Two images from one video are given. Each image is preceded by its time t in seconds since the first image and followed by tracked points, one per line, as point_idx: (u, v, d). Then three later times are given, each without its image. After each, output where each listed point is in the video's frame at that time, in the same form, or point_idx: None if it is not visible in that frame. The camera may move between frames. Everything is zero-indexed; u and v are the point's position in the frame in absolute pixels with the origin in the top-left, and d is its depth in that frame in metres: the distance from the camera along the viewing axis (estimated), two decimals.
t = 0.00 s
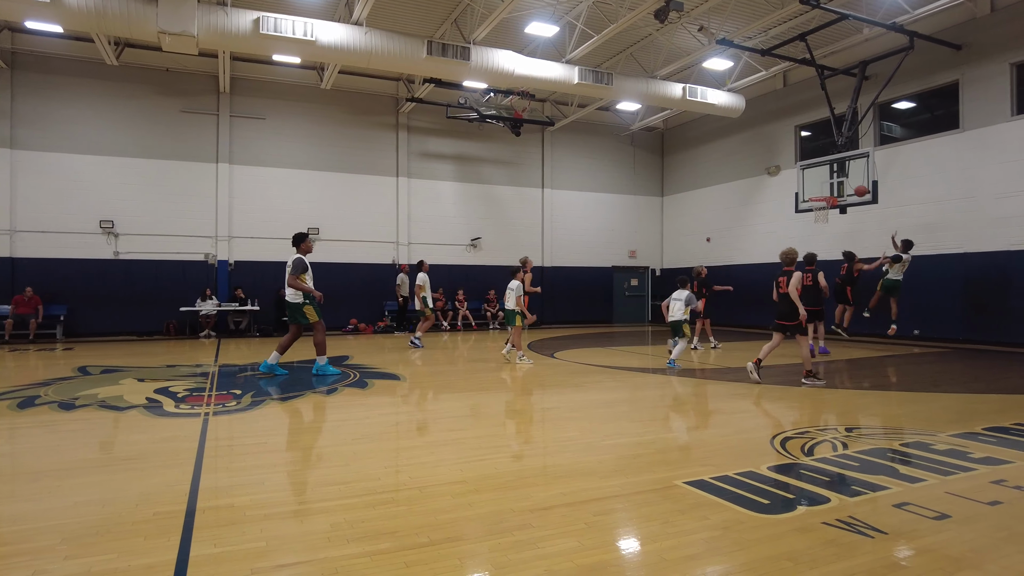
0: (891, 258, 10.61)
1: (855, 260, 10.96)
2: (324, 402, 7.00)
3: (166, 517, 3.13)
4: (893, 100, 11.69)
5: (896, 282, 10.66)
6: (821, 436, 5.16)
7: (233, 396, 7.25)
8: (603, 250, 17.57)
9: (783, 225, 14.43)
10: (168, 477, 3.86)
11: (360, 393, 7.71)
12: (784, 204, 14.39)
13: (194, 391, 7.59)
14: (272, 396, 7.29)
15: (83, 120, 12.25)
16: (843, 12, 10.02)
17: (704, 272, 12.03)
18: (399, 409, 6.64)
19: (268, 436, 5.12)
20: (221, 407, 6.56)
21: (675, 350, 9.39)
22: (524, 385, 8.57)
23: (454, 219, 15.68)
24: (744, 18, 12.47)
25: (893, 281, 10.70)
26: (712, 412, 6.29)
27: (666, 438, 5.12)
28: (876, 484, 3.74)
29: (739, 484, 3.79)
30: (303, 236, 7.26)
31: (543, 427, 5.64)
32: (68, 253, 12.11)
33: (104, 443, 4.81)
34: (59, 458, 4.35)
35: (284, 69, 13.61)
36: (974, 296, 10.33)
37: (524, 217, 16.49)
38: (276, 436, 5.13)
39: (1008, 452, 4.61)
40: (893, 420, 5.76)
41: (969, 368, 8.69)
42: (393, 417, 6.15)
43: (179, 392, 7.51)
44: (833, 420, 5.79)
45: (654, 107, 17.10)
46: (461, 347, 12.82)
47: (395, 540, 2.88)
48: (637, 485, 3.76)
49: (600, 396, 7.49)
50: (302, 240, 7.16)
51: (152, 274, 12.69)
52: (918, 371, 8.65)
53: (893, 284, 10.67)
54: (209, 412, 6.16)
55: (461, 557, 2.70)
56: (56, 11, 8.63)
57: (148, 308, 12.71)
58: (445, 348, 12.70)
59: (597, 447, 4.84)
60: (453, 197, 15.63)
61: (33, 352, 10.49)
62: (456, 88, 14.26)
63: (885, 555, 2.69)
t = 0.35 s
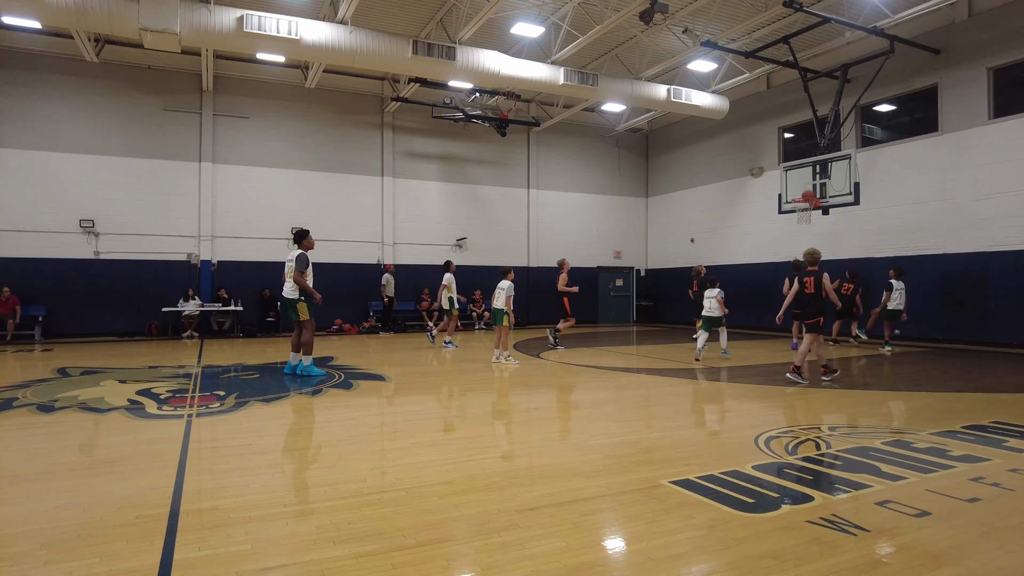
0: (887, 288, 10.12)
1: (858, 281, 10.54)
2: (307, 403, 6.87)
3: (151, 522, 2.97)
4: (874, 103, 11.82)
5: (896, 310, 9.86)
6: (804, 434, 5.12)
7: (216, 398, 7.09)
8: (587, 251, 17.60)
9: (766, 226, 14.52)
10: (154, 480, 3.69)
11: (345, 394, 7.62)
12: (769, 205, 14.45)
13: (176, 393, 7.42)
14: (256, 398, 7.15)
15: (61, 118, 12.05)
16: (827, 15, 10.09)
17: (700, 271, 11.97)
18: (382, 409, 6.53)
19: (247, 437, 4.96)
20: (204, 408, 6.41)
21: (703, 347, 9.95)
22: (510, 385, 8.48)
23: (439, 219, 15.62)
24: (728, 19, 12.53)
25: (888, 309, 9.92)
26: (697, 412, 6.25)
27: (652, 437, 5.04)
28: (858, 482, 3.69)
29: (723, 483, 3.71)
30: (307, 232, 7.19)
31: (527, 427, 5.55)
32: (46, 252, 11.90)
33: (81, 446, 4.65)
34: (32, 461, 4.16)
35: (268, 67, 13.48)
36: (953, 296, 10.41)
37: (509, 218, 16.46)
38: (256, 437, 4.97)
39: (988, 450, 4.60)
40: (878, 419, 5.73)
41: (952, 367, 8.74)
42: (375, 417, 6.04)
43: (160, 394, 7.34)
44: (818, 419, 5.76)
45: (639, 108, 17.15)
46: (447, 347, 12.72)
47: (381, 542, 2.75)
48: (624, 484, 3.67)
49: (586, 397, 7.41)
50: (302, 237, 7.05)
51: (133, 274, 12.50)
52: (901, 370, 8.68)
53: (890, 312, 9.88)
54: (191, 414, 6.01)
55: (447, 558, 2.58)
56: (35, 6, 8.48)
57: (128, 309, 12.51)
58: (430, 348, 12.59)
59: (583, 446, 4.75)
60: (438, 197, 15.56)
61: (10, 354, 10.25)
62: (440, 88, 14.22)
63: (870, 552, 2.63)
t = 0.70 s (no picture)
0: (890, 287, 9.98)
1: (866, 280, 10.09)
2: (293, 404, 6.80)
3: (139, 523, 2.92)
4: (859, 105, 11.93)
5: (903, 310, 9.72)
6: (790, 434, 5.14)
7: (202, 399, 7.03)
8: (575, 251, 17.61)
9: (752, 227, 14.60)
10: (140, 482, 3.63)
11: (332, 394, 7.57)
12: (755, 206, 14.53)
13: (161, 394, 7.34)
14: (242, 398, 7.10)
15: (44, 115, 11.89)
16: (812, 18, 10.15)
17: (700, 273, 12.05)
18: (369, 410, 6.49)
19: (234, 439, 4.91)
20: (190, 409, 6.35)
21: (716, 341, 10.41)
22: (498, 385, 8.45)
23: (427, 219, 15.56)
24: (714, 22, 12.58)
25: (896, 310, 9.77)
26: (684, 412, 6.27)
27: (639, 437, 5.04)
28: (844, 481, 3.70)
29: (710, 482, 3.71)
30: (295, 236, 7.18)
31: (514, 427, 5.53)
32: (28, 251, 11.73)
33: (64, 448, 4.57)
34: (16, 463, 4.09)
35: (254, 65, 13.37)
36: (935, 297, 10.53)
37: (497, 217, 16.45)
38: (243, 438, 4.91)
39: (967, 448, 4.65)
40: (863, 419, 5.77)
41: (934, 367, 8.83)
42: (362, 418, 6.00)
43: (145, 395, 7.25)
44: (803, 419, 5.79)
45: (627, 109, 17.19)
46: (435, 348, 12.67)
47: (369, 543, 2.72)
48: (612, 484, 3.66)
49: (573, 397, 7.40)
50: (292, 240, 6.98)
51: (117, 273, 12.35)
52: (887, 369, 8.75)
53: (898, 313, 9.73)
54: (177, 415, 5.95)
55: (435, 560, 2.56)
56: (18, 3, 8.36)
57: (112, 309, 12.35)
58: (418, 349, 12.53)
59: (570, 446, 4.74)
60: (425, 197, 15.51)
61: None
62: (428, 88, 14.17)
63: (853, 551, 2.65)
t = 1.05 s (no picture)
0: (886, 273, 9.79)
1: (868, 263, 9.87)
2: (276, 405, 6.75)
3: (120, 527, 2.87)
4: (838, 108, 12.08)
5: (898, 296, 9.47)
6: (770, 433, 5.17)
7: (183, 400, 6.97)
8: (559, 251, 17.67)
9: (734, 228, 14.73)
10: (118, 486, 3.56)
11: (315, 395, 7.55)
12: (736, 207, 14.67)
13: (141, 396, 7.25)
14: (225, 400, 7.05)
15: (20, 113, 11.69)
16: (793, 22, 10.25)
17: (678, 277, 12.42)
18: (351, 411, 6.46)
19: (214, 441, 4.84)
20: (170, 411, 6.29)
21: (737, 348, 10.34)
22: (481, 386, 8.44)
23: (410, 219, 15.52)
24: (696, 25, 12.64)
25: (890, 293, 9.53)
26: (667, 412, 6.29)
27: (621, 437, 5.05)
28: (823, 478, 3.71)
29: (691, 481, 3.70)
30: (252, 239, 7.03)
31: (496, 428, 5.51)
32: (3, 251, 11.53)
33: (41, 452, 4.49)
34: None
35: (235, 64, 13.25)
36: (912, 298, 10.68)
37: (481, 218, 16.46)
38: (224, 441, 4.84)
39: (942, 446, 4.70)
40: (841, 418, 5.83)
41: (912, 366, 8.97)
42: (343, 419, 5.96)
43: (125, 398, 7.16)
44: (783, 418, 5.83)
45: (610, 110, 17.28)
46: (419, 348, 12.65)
47: (352, 545, 2.69)
48: (594, 483, 3.66)
49: (556, 397, 7.41)
50: (247, 243, 6.86)
51: (96, 274, 12.18)
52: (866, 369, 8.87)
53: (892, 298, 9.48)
54: (158, 417, 5.90)
55: (418, 561, 2.54)
56: None
57: (90, 310, 12.17)
58: (401, 350, 12.49)
59: (552, 447, 4.73)
60: (408, 197, 15.46)
61: None
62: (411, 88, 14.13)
63: (832, 547, 2.66)
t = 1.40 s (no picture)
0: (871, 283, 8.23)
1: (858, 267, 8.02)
2: (248, 407, 6.61)
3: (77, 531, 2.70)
4: (810, 111, 12.27)
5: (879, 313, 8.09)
6: (745, 431, 5.20)
7: (154, 402, 6.83)
8: (533, 251, 17.69)
9: (707, 229, 14.91)
10: (80, 490, 3.40)
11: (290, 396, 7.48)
12: (710, 208, 14.85)
13: (109, 399, 7.06)
14: (197, 402, 6.94)
15: None
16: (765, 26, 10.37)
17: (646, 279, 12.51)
18: (325, 413, 6.36)
19: (184, 444, 4.69)
20: (141, 413, 6.17)
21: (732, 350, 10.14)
22: (458, 386, 8.38)
23: (385, 219, 15.42)
24: (672, 27, 12.74)
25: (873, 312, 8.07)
26: (643, 410, 6.28)
27: (597, 437, 5.01)
28: (792, 472, 3.75)
29: (668, 478, 3.66)
30: (183, 232, 6.72)
31: (470, 429, 5.44)
32: None
33: None
34: None
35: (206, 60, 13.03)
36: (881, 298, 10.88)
37: (457, 219, 16.44)
38: (192, 444, 4.69)
39: (912, 441, 4.74)
40: (815, 416, 5.88)
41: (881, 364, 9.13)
42: (315, 421, 5.85)
43: (93, 400, 6.98)
44: (758, 417, 5.85)
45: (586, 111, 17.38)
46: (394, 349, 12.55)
47: (329, 546, 2.57)
48: (572, 482, 3.59)
49: (532, 397, 7.37)
50: (176, 238, 6.56)
51: (61, 274, 11.86)
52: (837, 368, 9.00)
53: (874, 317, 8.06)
54: (128, 420, 5.78)
55: (397, 561, 2.42)
56: None
57: (55, 310, 11.85)
58: (377, 351, 12.38)
59: (529, 447, 4.67)
60: (384, 197, 15.36)
61: None
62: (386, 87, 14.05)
63: (809, 543, 2.61)
